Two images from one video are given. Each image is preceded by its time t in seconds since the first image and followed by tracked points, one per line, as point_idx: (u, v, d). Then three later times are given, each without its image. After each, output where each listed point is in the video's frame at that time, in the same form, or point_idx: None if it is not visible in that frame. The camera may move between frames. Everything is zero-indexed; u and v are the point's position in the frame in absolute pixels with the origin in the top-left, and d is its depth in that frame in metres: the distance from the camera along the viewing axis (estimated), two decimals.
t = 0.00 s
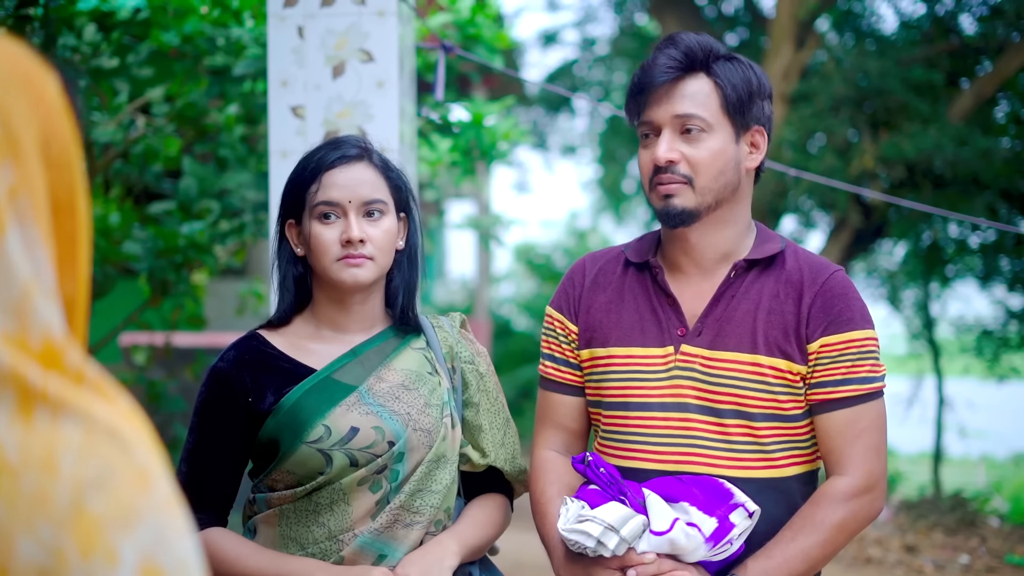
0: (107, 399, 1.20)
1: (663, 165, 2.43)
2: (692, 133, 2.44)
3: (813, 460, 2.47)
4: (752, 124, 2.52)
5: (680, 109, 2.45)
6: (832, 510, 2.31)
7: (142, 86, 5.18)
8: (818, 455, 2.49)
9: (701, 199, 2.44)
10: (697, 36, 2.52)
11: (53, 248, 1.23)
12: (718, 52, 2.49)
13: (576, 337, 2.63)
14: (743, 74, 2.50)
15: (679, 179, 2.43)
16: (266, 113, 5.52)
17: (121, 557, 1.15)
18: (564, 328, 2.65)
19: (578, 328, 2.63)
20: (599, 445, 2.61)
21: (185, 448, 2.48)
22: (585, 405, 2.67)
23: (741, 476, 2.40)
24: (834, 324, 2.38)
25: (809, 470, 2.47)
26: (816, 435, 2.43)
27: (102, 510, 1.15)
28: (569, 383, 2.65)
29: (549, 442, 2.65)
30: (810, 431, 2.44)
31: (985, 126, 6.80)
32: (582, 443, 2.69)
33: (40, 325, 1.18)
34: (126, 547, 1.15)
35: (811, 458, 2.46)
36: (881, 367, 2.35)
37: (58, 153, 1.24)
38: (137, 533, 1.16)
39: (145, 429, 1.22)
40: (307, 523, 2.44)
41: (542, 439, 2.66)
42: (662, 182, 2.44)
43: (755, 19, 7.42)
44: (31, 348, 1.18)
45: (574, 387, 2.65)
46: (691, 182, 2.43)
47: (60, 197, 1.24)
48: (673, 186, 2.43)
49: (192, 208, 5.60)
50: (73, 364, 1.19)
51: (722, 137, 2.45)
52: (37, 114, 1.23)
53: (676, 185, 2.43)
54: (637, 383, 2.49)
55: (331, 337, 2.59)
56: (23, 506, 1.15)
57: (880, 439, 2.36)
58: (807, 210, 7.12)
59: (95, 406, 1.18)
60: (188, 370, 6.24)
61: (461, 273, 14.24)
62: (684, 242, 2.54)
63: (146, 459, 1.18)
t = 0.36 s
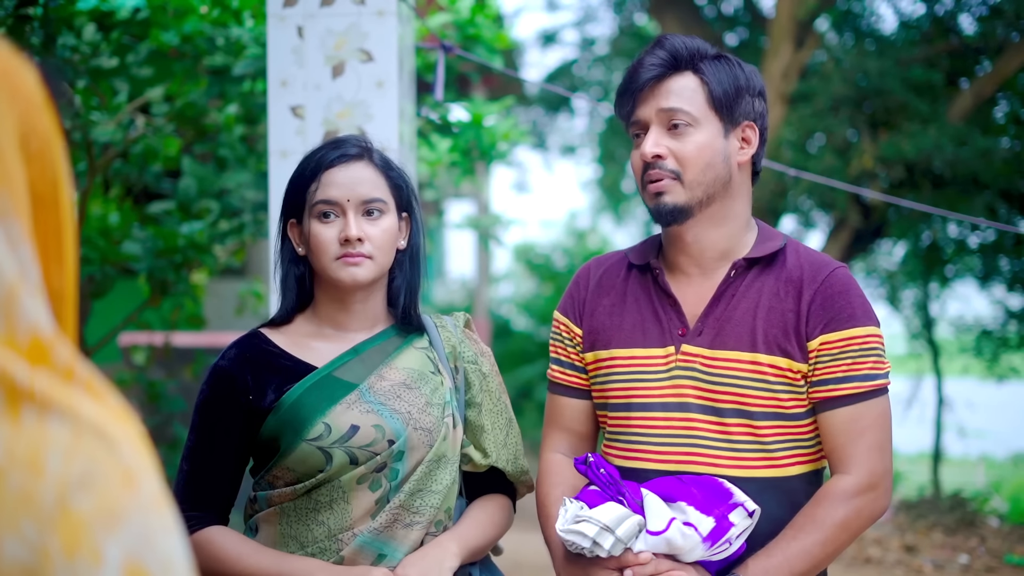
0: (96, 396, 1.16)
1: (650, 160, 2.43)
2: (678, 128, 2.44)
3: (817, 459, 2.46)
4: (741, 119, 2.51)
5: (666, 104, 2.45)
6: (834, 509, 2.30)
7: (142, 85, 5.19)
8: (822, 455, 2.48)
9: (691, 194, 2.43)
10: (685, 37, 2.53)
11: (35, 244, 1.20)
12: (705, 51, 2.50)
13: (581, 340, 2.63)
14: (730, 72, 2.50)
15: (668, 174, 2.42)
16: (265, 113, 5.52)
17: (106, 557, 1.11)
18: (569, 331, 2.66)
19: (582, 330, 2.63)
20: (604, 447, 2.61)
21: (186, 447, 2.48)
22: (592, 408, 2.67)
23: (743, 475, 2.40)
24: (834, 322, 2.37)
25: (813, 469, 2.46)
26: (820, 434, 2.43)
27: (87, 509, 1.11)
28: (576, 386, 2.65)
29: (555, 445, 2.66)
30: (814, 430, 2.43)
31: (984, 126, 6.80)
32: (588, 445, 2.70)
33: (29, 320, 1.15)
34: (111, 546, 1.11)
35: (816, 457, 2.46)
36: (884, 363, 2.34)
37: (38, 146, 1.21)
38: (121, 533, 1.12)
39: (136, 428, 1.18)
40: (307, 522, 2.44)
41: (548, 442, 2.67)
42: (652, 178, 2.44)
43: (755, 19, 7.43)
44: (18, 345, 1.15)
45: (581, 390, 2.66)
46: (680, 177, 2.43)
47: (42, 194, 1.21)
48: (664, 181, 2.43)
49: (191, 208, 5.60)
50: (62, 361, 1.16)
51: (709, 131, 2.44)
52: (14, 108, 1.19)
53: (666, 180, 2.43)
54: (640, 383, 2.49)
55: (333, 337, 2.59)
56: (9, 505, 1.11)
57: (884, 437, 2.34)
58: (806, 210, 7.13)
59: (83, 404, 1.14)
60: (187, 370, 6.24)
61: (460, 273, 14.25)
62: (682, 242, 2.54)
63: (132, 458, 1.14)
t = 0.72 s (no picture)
0: (100, 397, 1.12)
1: (648, 161, 2.43)
2: (677, 130, 2.44)
3: (819, 458, 2.46)
4: (742, 122, 2.51)
5: (667, 105, 2.46)
6: (835, 506, 2.30)
7: (141, 86, 5.19)
8: (824, 454, 2.48)
9: (688, 194, 2.44)
10: (687, 38, 2.53)
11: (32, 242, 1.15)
12: (708, 53, 2.50)
13: (583, 342, 2.64)
14: (732, 75, 2.50)
15: (666, 174, 2.43)
16: (264, 114, 5.53)
17: (111, 557, 1.08)
18: (572, 334, 2.66)
19: (584, 333, 2.64)
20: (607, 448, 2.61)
21: (188, 448, 2.48)
22: (596, 410, 2.67)
23: (743, 475, 2.40)
24: (832, 318, 2.37)
25: (815, 468, 2.46)
26: (822, 433, 2.42)
27: (93, 510, 1.08)
28: (579, 388, 2.66)
29: (560, 447, 2.66)
30: (815, 428, 2.43)
31: (983, 127, 6.80)
32: (593, 447, 2.70)
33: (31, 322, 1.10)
34: (115, 546, 1.08)
35: (817, 457, 2.45)
36: (885, 359, 2.33)
37: (29, 143, 1.15)
38: (127, 533, 1.09)
39: (141, 428, 1.14)
40: (307, 522, 2.44)
41: (554, 444, 2.67)
42: (649, 178, 2.45)
43: (754, 19, 7.43)
44: (22, 348, 1.10)
45: (584, 392, 2.66)
46: (677, 176, 2.43)
47: (39, 194, 1.17)
48: (660, 180, 2.43)
49: (190, 208, 5.60)
50: (66, 361, 1.11)
51: (708, 134, 2.44)
52: (4, 103, 1.14)
53: (662, 179, 2.43)
54: (640, 384, 2.49)
55: (335, 338, 2.60)
56: (12, 506, 1.08)
57: (886, 434, 2.33)
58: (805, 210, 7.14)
59: (87, 405, 1.10)
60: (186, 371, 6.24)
61: (460, 273, 14.25)
62: (681, 243, 2.55)
63: (136, 459, 1.11)
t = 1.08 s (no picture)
0: (117, 397, 1.16)
1: (655, 172, 2.43)
2: (686, 141, 2.43)
3: (821, 460, 2.46)
4: (753, 132, 2.49)
5: (677, 114, 2.44)
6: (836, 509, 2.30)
7: (141, 86, 5.19)
8: (826, 455, 2.48)
9: (693, 208, 2.45)
10: (702, 40, 2.50)
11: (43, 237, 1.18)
12: (720, 57, 2.48)
13: (587, 339, 2.64)
14: (745, 80, 2.48)
15: (671, 187, 2.43)
16: (264, 114, 5.53)
17: (132, 558, 1.12)
18: (575, 331, 2.66)
19: (588, 330, 2.64)
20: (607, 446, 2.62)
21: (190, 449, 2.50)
22: (597, 407, 2.67)
23: (743, 476, 2.41)
24: (837, 322, 2.36)
25: (816, 469, 2.46)
26: (824, 435, 2.42)
27: (113, 510, 1.13)
28: (581, 384, 2.66)
29: (561, 444, 2.67)
30: (817, 430, 2.43)
31: (983, 127, 6.81)
32: (593, 445, 2.70)
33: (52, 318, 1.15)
34: (136, 547, 1.13)
35: (818, 458, 2.46)
36: (888, 364, 2.33)
37: (34, 139, 1.19)
38: (149, 533, 1.13)
39: (157, 427, 1.19)
40: (306, 522, 2.45)
41: (555, 440, 2.68)
42: (656, 188, 2.46)
43: (753, 19, 7.43)
44: (40, 347, 1.15)
45: (587, 389, 2.66)
46: (683, 190, 2.43)
47: (47, 192, 1.19)
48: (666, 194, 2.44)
49: (190, 208, 5.61)
50: (83, 359, 1.15)
51: (717, 145, 2.44)
52: (8, 101, 1.17)
53: (668, 193, 2.44)
54: (641, 383, 2.50)
55: (335, 339, 2.60)
56: (34, 507, 1.13)
57: (888, 437, 2.34)
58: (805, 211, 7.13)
59: (106, 405, 1.14)
60: (185, 370, 6.24)
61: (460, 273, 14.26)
62: (687, 248, 2.56)
63: (154, 458, 1.15)
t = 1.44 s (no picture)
0: (136, 396, 1.21)
1: (665, 179, 2.43)
2: (698, 148, 2.43)
3: (817, 462, 2.47)
4: (764, 138, 2.49)
5: (688, 121, 2.43)
6: (832, 512, 2.30)
7: (141, 86, 5.20)
8: (822, 458, 2.49)
9: (700, 214, 2.44)
10: (714, 42, 2.49)
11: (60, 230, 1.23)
12: (732, 63, 2.47)
13: (584, 334, 2.64)
14: (758, 86, 2.47)
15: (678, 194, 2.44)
16: (264, 114, 5.52)
17: (157, 562, 1.18)
18: (572, 325, 2.66)
19: (585, 324, 2.64)
20: (602, 442, 2.62)
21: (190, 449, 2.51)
22: (592, 401, 2.67)
23: (740, 476, 2.41)
24: (838, 327, 2.36)
25: (812, 472, 2.46)
26: (821, 438, 2.43)
27: (136, 512, 1.18)
28: (577, 379, 2.66)
29: (554, 437, 2.66)
30: (814, 433, 2.43)
31: (983, 126, 6.80)
32: (587, 440, 2.70)
33: (71, 317, 1.19)
34: (160, 550, 1.18)
35: (815, 460, 2.46)
36: (886, 370, 2.34)
37: (49, 134, 1.23)
38: (170, 536, 1.19)
39: (174, 428, 1.24)
40: (306, 520, 2.45)
41: (548, 434, 2.67)
42: (663, 195, 2.46)
43: (753, 19, 7.43)
44: (60, 348, 1.19)
45: (582, 383, 2.66)
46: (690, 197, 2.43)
47: (62, 186, 1.24)
48: (673, 200, 2.45)
49: (190, 207, 5.61)
50: (103, 358, 1.20)
51: (728, 153, 2.43)
52: (23, 95, 1.21)
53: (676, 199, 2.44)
54: (639, 380, 2.50)
55: (334, 337, 2.60)
56: (57, 509, 1.18)
57: (886, 441, 2.34)
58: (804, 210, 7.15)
59: (125, 406, 1.19)
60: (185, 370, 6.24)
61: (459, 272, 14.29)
62: (690, 250, 2.56)
63: (175, 461, 1.20)
